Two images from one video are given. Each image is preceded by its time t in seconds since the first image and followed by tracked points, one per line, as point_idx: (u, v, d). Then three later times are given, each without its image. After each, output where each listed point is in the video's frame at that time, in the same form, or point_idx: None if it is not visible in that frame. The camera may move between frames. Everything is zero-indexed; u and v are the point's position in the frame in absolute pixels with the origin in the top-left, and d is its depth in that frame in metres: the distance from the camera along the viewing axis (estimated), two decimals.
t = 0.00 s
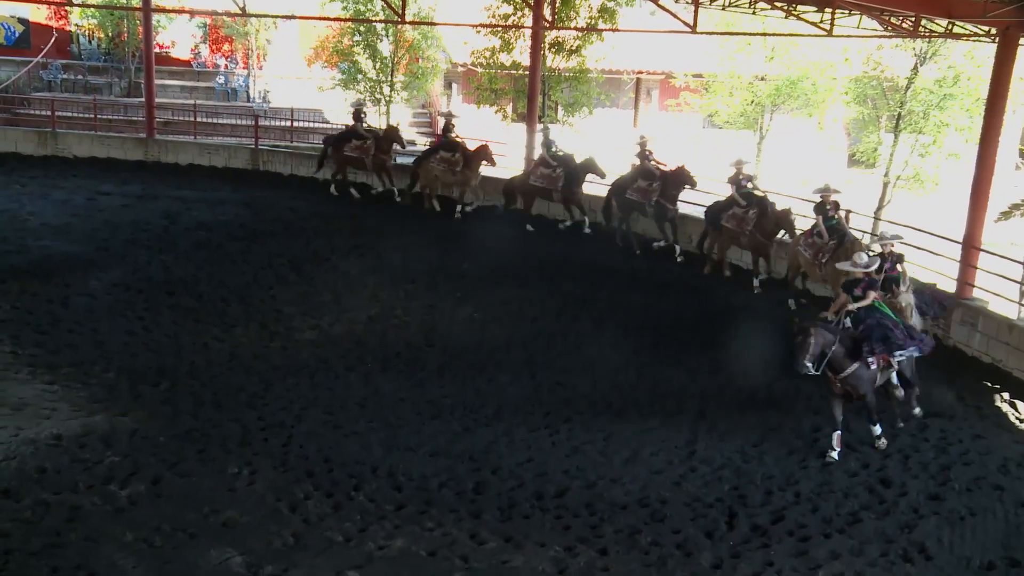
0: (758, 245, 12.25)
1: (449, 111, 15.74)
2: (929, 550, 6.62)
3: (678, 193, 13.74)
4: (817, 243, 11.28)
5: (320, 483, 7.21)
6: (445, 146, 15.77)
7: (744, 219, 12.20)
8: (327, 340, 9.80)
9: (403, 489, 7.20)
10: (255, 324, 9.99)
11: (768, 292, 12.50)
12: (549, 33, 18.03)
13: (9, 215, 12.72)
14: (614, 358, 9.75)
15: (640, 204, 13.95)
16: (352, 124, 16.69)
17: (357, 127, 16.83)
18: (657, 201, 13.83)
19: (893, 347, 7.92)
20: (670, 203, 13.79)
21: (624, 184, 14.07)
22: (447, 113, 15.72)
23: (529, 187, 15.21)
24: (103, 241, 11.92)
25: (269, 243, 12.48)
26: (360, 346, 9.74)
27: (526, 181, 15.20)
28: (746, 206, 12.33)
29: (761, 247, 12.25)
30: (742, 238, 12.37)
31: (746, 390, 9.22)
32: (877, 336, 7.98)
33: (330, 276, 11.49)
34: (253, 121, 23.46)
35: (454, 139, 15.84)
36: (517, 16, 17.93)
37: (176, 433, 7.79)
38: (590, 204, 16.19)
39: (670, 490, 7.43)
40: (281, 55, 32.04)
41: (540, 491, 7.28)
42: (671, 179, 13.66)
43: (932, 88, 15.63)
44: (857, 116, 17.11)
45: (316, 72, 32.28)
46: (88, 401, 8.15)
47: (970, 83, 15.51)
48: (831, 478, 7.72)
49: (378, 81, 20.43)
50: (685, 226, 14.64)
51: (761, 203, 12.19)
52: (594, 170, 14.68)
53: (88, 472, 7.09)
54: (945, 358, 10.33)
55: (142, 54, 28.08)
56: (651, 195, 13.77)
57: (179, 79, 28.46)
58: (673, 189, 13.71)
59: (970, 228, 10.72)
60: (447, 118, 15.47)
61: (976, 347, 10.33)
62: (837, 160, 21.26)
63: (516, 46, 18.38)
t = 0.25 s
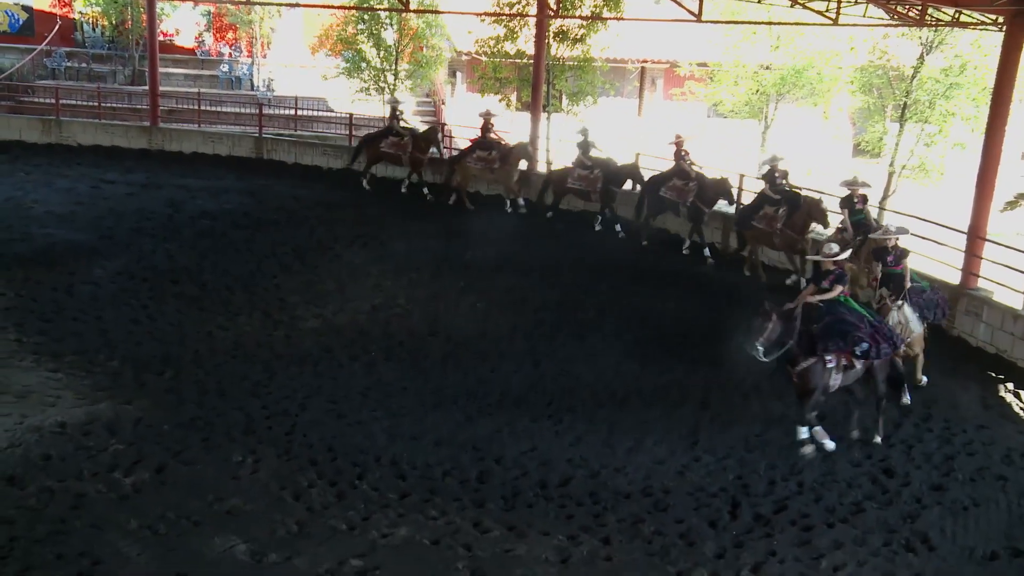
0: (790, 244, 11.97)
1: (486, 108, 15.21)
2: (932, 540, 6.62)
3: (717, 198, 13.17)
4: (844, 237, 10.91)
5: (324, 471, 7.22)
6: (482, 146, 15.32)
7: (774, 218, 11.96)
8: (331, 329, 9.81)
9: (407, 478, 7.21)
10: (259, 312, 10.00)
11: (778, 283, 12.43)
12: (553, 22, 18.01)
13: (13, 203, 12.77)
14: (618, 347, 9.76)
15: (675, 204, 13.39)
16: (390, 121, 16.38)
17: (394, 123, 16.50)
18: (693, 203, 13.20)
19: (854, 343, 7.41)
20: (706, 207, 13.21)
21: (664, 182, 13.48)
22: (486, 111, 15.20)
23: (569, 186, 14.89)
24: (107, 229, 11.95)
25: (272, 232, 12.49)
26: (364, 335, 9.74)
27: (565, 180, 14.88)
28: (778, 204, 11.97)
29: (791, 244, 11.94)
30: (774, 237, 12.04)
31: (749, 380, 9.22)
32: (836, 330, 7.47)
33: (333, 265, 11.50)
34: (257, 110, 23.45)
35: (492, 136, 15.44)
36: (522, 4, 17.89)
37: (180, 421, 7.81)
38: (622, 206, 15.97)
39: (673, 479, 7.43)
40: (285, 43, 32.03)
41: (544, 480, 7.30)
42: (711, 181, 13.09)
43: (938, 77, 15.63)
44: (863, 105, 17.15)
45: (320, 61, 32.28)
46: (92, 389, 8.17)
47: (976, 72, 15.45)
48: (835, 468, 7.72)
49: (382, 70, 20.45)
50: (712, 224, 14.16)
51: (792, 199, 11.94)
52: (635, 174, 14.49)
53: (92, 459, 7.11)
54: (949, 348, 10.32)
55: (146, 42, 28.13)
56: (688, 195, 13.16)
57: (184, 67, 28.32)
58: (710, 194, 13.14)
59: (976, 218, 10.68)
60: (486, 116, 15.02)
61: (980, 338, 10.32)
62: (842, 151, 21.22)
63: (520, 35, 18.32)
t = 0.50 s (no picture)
0: (822, 244, 11.70)
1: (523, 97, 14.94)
2: (936, 530, 6.62)
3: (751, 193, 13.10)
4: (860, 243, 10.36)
5: (328, 460, 7.22)
6: (521, 133, 15.25)
7: (808, 216, 11.80)
8: (336, 318, 9.81)
9: (411, 467, 7.22)
10: (263, 301, 10.01)
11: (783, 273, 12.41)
12: (559, 10, 17.99)
13: (18, 191, 12.79)
14: (622, 337, 9.75)
15: (708, 198, 13.20)
16: (428, 108, 16.32)
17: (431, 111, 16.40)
18: (727, 196, 13.03)
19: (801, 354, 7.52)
20: (741, 202, 13.02)
21: (697, 176, 13.27)
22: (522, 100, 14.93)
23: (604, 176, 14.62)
24: (111, 218, 11.97)
25: (277, 221, 12.49)
26: (368, 324, 9.75)
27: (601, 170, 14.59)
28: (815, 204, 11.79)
29: (824, 244, 11.68)
30: (808, 236, 11.86)
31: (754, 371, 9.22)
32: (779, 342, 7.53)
33: (337, 254, 11.51)
34: (261, 99, 23.44)
35: (531, 126, 15.26)
36: None
37: (184, 409, 7.82)
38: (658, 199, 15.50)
39: (677, 469, 7.43)
40: (289, 31, 32.07)
41: (547, 469, 7.30)
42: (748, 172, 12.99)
43: (944, 67, 15.43)
44: (869, 96, 17.10)
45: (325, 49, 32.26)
46: (97, 377, 8.18)
47: (984, 60, 15.23)
48: (839, 459, 7.71)
49: (387, 59, 20.44)
50: (754, 223, 13.88)
51: (827, 198, 11.73)
52: (671, 163, 14.09)
53: (97, 448, 7.12)
54: (954, 338, 10.31)
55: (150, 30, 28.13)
56: (722, 189, 13.00)
57: (189, 55, 28.24)
58: (744, 188, 13.05)
59: (982, 208, 10.67)
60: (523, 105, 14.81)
61: (985, 328, 10.31)
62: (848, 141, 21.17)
63: (525, 23, 18.32)
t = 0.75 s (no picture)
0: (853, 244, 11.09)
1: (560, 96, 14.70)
2: (940, 522, 6.61)
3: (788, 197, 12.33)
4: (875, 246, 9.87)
5: (333, 451, 7.23)
6: (558, 134, 15.00)
7: (842, 212, 11.20)
8: (341, 309, 9.82)
9: (416, 458, 7.22)
10: (268, 292, 10.02)
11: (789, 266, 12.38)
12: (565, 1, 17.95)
13: (23, 182, 12.82)
14: (627, 329, 9.74)
15: (745, 205, 12.66)
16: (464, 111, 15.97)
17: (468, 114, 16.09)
18: (764, 201, 12.42)
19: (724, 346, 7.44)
20: (778, 206, 12.34)
21: (732, 183, 12.79)
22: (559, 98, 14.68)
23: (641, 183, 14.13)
24: (117, 208, 11.98)
25: (282, 212, 12.50)
26: (373, 315, 9.75)
27: (637, 177, 14.24)
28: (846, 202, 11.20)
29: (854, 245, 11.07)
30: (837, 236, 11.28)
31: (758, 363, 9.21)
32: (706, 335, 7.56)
33: (342, 245, 11.51)
34: (266, 90, 23.44)
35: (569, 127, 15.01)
36: None
37: (189, 400, 7.83)
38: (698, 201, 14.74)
39: (682, 461, 7.44)
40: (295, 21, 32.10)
41: (552, 461, 7.30)
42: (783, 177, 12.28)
43: (952, 58, 15.38)
44: (877, 87, 16.99)
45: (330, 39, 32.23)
46: (103, 368, 8.20)
47: (992, 52, 15.03)
48: (843, 451, 7.70)
49: (393, 50, 20.41)
50: (791, 225, 13.31)
51: (861, 193, 11.01)
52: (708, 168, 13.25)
53: (103, 438, 7.13)
54: (960, 331, 10.29)
55: (156, 20, 28.12)
56: (756, 195, 12.42)
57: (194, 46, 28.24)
58: (781, 189, 12.31)
59: (988, 201, 10.65)
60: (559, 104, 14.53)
61: (992, 321, 10.28)
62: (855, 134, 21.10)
63: (531, 14, 18.26)
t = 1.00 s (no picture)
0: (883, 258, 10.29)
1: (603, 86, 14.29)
2: (947, 514, 6.60)
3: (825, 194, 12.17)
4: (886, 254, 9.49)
5: (339, 441, 7.25)
6: (601, 125, 14.56)
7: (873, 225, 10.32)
8: (348, 298, 9.83)
9: (422, 447, 7.23)
10: (275, 281, 10.03)
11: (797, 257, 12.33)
12: None
13: (31, 170, 12.86)
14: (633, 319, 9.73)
15: (783, 199, 12.50)
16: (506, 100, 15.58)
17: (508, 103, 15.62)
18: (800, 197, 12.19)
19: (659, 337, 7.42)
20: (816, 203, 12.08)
21: (771, 174, 12.60)
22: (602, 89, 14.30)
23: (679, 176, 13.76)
24: (124, 197, 12.01)
25: (289, 201, 12.51)
26: (380, 304, 9.76)
27: (676, 170, 13.83)
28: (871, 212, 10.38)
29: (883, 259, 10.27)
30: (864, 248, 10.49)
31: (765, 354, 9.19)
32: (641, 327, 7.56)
33: (349, 234, 11.52)
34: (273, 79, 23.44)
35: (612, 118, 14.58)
36: None
37: (196, 388, 7.85)
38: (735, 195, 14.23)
39: (688, 451, 7.44)
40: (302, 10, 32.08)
41: (558, 451, 7.31)
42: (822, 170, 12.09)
43: (962, 48, 14.95)
44: (885, 77, 16.62)
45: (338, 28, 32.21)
46: (110, 356, 8.22)
47: (1003, 41, 14.72)
48: (850, 442, 7.69)
49: (400, 40, 20.37)
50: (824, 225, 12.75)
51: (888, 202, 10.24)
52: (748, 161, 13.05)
53: (110, 426, 7.15)
54: (968, 322, 10.26)
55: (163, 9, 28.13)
56: (795, 188, 12.25)
57: (201, 35, 28.25)
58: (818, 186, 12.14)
59: (998, 191, 10.62)
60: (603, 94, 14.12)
61: (1000, 312, 10.25)
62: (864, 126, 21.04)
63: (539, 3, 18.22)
